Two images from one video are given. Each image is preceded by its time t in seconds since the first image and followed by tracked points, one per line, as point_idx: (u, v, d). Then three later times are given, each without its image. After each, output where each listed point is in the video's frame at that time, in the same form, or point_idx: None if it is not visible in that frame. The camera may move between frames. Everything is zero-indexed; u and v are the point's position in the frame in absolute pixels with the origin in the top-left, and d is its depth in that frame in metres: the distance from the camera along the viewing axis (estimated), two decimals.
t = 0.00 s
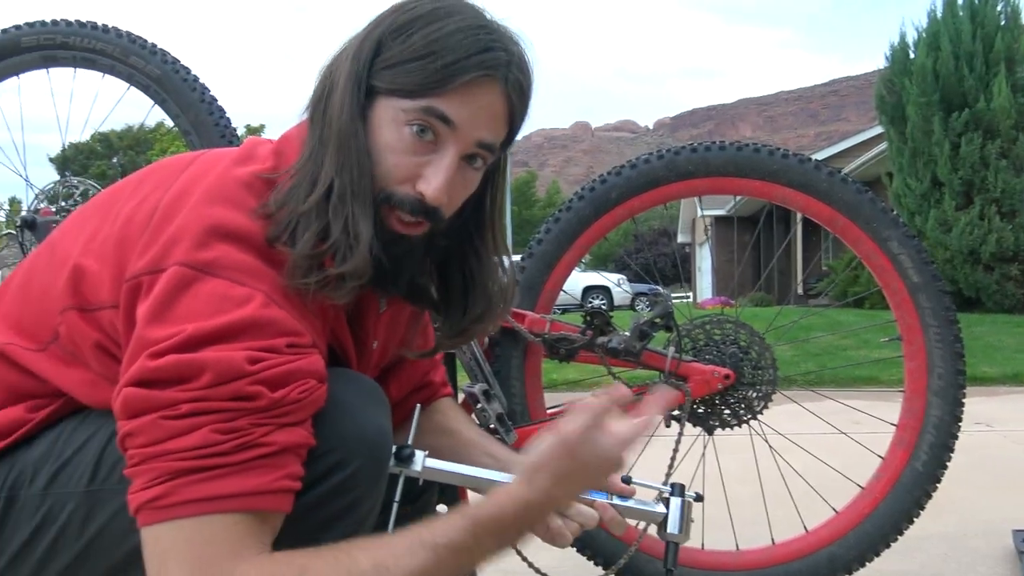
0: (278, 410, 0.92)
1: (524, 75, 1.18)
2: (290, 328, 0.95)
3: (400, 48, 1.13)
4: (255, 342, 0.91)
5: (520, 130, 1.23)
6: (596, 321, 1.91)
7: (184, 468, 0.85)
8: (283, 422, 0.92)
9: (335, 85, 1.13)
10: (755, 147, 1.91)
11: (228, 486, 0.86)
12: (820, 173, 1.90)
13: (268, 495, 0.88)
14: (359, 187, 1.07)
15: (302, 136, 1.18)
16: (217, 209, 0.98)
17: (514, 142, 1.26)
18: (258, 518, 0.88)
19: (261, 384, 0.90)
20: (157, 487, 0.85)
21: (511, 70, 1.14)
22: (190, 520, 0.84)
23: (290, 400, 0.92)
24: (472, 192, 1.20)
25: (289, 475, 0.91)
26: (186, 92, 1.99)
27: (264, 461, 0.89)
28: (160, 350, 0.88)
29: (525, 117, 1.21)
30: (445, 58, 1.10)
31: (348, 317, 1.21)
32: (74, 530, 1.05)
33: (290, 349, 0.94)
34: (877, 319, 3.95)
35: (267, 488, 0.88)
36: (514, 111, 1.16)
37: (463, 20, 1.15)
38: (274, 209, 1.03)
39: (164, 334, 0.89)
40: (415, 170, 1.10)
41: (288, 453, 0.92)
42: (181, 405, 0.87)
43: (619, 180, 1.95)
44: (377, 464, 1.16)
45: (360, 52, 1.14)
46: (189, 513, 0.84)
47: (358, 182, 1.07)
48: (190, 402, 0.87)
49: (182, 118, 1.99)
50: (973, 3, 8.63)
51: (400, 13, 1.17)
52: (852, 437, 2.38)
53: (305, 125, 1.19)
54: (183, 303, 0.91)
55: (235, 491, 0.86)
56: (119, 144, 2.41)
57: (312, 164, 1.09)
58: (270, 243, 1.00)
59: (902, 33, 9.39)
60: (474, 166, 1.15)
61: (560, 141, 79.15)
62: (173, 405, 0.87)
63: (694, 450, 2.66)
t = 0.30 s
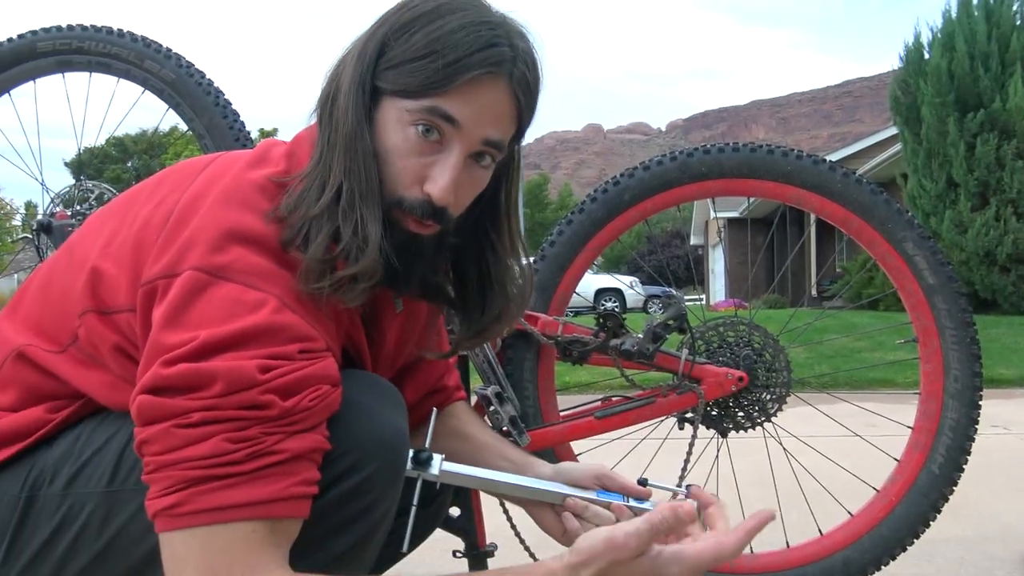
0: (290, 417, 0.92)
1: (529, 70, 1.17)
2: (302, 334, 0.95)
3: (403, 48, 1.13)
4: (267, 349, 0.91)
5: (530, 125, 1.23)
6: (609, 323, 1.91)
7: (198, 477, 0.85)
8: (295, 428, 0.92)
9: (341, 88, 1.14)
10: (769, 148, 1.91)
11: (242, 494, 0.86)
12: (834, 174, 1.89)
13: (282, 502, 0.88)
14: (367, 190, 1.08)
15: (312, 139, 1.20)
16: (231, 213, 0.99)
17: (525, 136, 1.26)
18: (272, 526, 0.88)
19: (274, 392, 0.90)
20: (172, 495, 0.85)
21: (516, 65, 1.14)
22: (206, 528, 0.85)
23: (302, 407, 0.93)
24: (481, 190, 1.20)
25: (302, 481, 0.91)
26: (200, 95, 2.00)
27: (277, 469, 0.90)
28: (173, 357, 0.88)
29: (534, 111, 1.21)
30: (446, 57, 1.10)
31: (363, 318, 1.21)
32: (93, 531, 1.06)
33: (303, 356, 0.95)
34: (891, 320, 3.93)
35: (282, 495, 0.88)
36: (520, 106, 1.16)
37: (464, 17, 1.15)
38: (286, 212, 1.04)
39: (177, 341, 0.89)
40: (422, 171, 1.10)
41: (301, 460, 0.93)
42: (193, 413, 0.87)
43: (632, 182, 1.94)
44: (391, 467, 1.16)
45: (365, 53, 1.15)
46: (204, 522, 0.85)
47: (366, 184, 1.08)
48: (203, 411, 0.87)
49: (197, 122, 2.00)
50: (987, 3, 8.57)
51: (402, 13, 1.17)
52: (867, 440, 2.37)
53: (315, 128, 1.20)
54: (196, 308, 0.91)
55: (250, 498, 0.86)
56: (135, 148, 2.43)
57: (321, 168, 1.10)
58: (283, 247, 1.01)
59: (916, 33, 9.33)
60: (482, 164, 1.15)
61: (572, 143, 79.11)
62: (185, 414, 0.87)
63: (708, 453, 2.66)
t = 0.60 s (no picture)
0: (294, 420, 0.92)
1: (537, 77, 1.17)
2: (306, 337, 0.95)
3: (410, 53, 1.13)
4: (271, 352, 0.91)
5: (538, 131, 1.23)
6: (616, 325, 1.91)
7: (201, 480, 0.85)
8: (300, 431, 0.93)
9: (348, 93, 1.15)
10: (776, 150, 1.91)
11: (247, 497, 0.86)
12: (842, 175, 1.89)
13: (287, 505, 0.89)
14: (373, 196, 1.08)
15: (320, 142, 1.21)
16: (237, 216, 0.99)
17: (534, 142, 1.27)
18: (277, 529, 0.88)
19: (277, 395, 0.90)
20: (176, 498, 0.85)
21: (524, 72, 1.14)
22: (209, 531, 0.85)
23: (306, 410, 0.93)
24: (488, 196, 1.21)
25: (307, 484, 0.92)
26: (207, 98, 2.01)
27: (282, 472, 0.90)
28: (177, 360, 0.88)
29: (542, 117, 1.22)
30: (453, 64, 1.10)
31: (369, 322, 1.22)
32: (100, 532, 1.07)
33: (307, 358, 0.95)
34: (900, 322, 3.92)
35: (286, 498, 0.89)
36: (527, 113, 1.16)
37: (472, 22, 1.15)
38: (292, 216, 1.04)
39: (181, 343, 0.89)
40: (428, 177, 1.11)
41: (306, 463, 0.93)
42: (196, 416, 0.87)
43: (639, 184, 1.94)
44: (397, 469, 1.17)
45: (373, 57, 1.16)
46: (209, 525, 0.85)
47: (372, 190, 1.09)
48: (206, 414, 0.87)
49: (205, 125, 2.01)
50: (996, 4, 8.54)
51: (411, 18, 1.18)
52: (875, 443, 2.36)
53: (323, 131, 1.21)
54: (200, 311, 0.91)
55: (254, 502, 0.86)
56: (143, 152, 2.45)
57: (327, 173, 1.10)
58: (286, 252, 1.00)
59: (924, 34, 9.31)
60: (489, 171, 1.15)
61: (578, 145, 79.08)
62: (189, 417, 0.87)
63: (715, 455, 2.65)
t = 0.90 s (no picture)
0: (295, 424, 0.92)
1: (540, 78, 1.18)
2: (308, 340, 0.95)
3: (413, 54, 1.14)
4: (272, 355, 0.91)
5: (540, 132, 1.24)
6: (619, 326, 1.90)
7: (202, 484, 0.85)
8: (301, 435, 0.93)
9: (351, 93, 1.15)
10: (779, 151, 1.90)
11: (247, 501, 0.86)
12: (845, 176, 1.89)
13: (288, 509, 0.89)
14: (374, 195, 1.08)
15: (322, 143, 1.21)
16: (238, 218, 0.99)
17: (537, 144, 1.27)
18: (278, 532, 0.89)
19: (278, 398, 0.90)
20: (177, 502, 0.86)
21: (527, 73, 1.15)
22: (210, 535, 0.85)
23: (307, 413, 0.93)
24: (491, 198, 1.21)
25: (309, 488, 0.92)
26: (210, 100, 2.02)
27: (283, 475, 0.90)
28: (178, 363, 0.88)
29: (545, 119, 1.22)
30: (455, 64, 1.10)
31: (371, 324, 1.22)
32: (102, 535, 1.07)
33: (308, 361, 0.95)
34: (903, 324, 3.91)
35: (287, 502, 0.89)
36: (530, 115, 1.17)
37: (475, 23, 1.15)
38: (293, 218, 1.04)
39: (183, 347, 0.89)
40: (429, 177, 1.11)
41: (307, 466, 0.93)
42: (198, 420, 0.87)
43: (642, 186, 1.94)
44: (399, 472, 1.16)
45: (376, 57, 1.16)
46: (209, 529, 0.85)
47: (373, 190, 1.09)
48: (208, 418, 0.87)
49: (207, 127, 2.02)
50: (999, 4, 8.52)
51: (414, 18, 1.18)
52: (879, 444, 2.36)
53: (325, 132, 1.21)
54: (201, 314, 0.91)
55: (254, 505, 0.86)
56: (146, 154, 2.45)
57: (329, 174, 1.10)
58: (288, 253, 1.01)
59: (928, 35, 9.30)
60: (491, 172, 1.15)
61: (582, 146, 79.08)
62: (190, 421, 0.87)
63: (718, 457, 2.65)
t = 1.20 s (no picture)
0: (291, 426, 0.92)
1: (540, 84, 1.18)
2: (304, 341, 0.95)
3: (414, 58, 1.14)
4: (269, 356, 0.91)
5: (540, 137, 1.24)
6: (616, 328, 1.91)
7: (198, 485, 0.85)
8: (297, 437, 0.93)
9: (350, 97, 1.15)
10: (777, 152, 1.91)
11: (243, 503, 0.86)
12: (842, 178, 1.89)
13: (283, 511, 0.89)
14: (372, 200, 1.08)
15: (320, 147, 1.21)
16: (235, 220, 0.99)
17: (536, 150, 1.27)
18: (273, 534, 0.89)
19: (275, 400, 0.90)
20: (173, 503, 0.86)
21: (527, 79, 1.15)
22: (206, 537, 0.85)
23: (303, 415, 0.93)
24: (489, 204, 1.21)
25: (304, 490, 0.92)
26: (208, 102, 2.02)
27: (278, 477, 0.90)
28: (175, 364, 0.88)
29: (545, 124, 1.22)
30: (456, 69, 1.11)
31: (367, 327, 1.22)
32: (98, 537, 1.07)
33: (305, 362, 0.95)
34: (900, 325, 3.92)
35: (283, 504, 0.89)
36: (530, 121, 1.17)
37: (476, 28, 1.16)
38: (290, 222, 1.04)
39: (179, 348, 0.90)
40: (428, 182, 1.11)
41: (303, 468, 0.93)
42: (194, 421, 0.87)
43: (640, 187, 1.95)
44: (395, 473, 1.17)
45: (376, 62, 1.16)
46: (205, 530, 0.85)
47: (372, 194, 1.09)
48: (204, 419, 0.87)
49: (205, 128, 2.02)
50: (997, 6, 8.54)
51: (415, 23, 1.18)
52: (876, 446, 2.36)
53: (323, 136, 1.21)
54: (198, 316, 0.91)
55: (250, 507, 0.86)
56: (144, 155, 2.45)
57: (327, 178, 1.10)
58: (285, 258, 1.01)
59: (926, 36, 9.31)
60: (490, 178, 1.15)
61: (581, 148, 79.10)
62: (186, 422, 0.87)
63: (716, 459, 2.65)
